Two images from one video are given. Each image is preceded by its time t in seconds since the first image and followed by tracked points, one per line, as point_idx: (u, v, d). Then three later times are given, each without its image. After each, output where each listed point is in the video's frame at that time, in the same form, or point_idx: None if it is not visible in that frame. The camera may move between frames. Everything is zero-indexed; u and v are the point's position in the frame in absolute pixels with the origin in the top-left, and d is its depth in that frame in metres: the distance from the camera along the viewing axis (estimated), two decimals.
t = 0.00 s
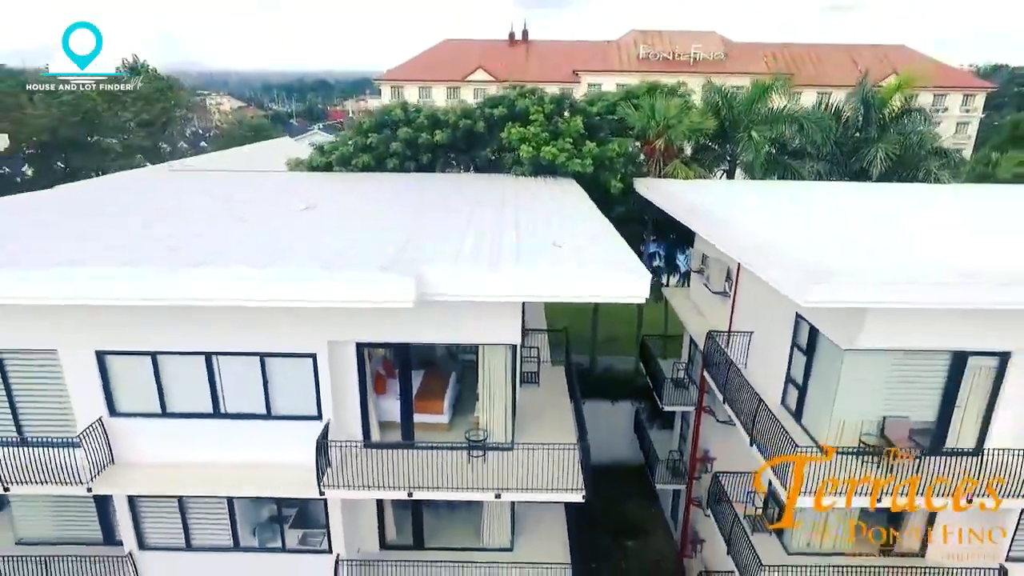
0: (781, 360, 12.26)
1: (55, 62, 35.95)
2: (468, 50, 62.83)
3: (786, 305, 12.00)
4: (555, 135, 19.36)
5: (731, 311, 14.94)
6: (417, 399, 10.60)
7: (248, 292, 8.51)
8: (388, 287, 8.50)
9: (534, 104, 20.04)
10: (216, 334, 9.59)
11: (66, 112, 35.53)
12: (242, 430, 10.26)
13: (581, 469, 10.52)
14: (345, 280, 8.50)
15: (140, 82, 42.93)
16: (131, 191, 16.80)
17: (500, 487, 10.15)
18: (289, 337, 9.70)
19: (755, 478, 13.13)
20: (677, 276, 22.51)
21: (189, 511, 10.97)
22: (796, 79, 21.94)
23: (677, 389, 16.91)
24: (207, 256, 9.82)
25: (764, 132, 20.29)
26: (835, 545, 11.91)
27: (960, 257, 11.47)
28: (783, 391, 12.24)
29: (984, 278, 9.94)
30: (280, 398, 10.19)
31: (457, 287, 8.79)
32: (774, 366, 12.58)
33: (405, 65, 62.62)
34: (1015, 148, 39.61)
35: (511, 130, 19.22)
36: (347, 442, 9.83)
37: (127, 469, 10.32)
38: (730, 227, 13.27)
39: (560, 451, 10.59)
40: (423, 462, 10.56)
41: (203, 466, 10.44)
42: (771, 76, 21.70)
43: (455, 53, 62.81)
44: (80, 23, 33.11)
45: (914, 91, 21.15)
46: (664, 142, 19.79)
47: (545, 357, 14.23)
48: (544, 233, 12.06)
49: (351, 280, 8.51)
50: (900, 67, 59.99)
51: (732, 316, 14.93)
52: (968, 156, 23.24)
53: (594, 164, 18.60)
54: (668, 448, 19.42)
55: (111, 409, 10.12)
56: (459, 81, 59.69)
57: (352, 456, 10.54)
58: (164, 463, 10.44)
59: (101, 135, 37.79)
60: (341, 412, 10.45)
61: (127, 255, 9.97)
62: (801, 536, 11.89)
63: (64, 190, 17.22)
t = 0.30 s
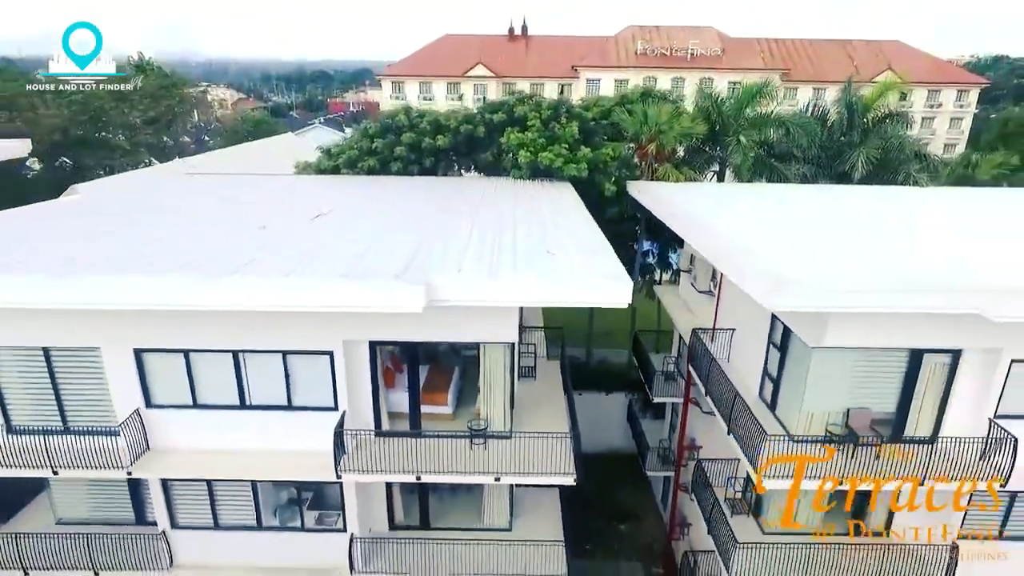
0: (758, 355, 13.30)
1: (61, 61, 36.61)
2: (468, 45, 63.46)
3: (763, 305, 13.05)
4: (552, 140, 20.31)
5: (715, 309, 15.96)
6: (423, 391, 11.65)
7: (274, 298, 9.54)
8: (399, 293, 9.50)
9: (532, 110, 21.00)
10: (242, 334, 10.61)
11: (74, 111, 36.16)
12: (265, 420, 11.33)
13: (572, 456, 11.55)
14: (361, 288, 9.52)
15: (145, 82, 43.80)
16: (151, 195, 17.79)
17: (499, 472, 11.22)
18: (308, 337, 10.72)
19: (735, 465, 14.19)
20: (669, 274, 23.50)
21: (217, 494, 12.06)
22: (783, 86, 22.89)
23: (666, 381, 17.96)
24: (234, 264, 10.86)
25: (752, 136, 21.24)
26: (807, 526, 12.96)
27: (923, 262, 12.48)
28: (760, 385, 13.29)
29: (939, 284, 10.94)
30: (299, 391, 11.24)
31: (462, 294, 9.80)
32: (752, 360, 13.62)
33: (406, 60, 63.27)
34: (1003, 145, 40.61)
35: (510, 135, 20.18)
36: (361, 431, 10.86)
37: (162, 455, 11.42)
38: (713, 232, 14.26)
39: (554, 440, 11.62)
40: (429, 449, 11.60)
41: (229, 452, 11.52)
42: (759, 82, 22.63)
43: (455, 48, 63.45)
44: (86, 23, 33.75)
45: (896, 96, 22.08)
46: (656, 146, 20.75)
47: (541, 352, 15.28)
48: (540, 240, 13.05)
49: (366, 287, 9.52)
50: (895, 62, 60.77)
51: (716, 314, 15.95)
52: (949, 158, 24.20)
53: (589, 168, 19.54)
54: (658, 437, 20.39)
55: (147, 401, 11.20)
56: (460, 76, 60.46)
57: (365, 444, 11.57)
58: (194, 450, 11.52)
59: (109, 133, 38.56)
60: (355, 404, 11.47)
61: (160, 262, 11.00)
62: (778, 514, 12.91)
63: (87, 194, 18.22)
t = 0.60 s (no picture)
0: (737, 348, 14.36)
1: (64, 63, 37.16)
2: (467, 39, 64.04)
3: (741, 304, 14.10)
4: (549, 143, 21.27)
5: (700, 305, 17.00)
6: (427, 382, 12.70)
7: (296, 300, 10.60)
8: (408, 296, 10.55)
9: (530, 113, 21.95)
10: (265, 331, 11.67)
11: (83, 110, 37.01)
12: (285, 409, 12.44)
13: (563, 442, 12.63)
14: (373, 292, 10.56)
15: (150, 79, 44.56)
16: (166, 195, 18.77)
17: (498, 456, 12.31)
18: (324, 334, 11.80)
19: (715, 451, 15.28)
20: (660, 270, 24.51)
21: (240, 476, 13.19)
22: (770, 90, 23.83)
23: (656, 372, 19.04)
24: (257, 266, 11.90)
25: (739, 139, 22.24)
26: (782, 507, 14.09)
27: (889, 265, 13.55)
28: (738, 377, 14.35)
29: (899, 287, 12.00)
30: (316, 383, 12.34)
31: (464, 296, 10.85)
32: (732, 354, 14.69)
33: (406, 54, 63.87)
34: (991, 141, 41.55)
35: (509, 139, 21.14)
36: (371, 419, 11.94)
37: (190, 441, 12.52)
38: (697, 236, 15.32)
39: (547, 427, 12.72)
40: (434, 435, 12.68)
41: (252, 438, 12.62)
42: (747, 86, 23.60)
43: (454, 42, 64.03)
44: (90, 25, 34.46)
45: (878, 100, 23.08)
46: (648, 149, 21.73)
47: (537, 346, 16.35)
48: (536, 243, 14.12)
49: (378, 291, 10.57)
50: (890, 57, 61.47)
51: (701, 310, 16.99)
52: (931, 158, 25.18)
53: (583, 170, 20.51)
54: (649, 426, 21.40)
55: (177, 392, 12.29)
56: (460, 70, 61.13)
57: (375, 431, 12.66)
58: (220, 436, 12.63)
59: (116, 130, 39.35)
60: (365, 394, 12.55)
61: (188, 265, 12.04)
62: (755, 496, 14.07)
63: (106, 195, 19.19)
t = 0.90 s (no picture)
0: (716, 341, 15.49)
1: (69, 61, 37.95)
2: (466, 32, 64.61)
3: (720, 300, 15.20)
4: (544, 144, 22.22)
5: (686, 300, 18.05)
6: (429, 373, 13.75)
7: (310, 299, 11.66)
8: (413, 297, 11.60)
9: (526, 116, 22.92)
10: (281, 327, 12.73)
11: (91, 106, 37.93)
12: (300, 397, 13.55)
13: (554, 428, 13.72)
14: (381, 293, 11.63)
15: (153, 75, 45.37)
16: (180, 195, 19.75)
17: (495, 441, 13.45)
18: (335, 330, 12.86)
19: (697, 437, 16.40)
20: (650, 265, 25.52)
21: (258, 459, 14.30)
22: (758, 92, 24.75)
23: (645, 362, 20.14)
24: (273, 268, 12.95)
25: (727, 140, 23.19)
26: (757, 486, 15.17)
27: (859, 266, 14.58)
28: (718, 367, 15.44)
29: (864, 287, 13.03)
30: (327, 373, 13.43)
31: (464, 296, 11.90)
32: (712, 345, 15.77)
33: (406, 47, 64.46)
34: (979, 137, 42.44)
35: (506, 140, 22.12)
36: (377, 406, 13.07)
37: (212, 426, 13.62)
38: (682, 236, 16.33)
39: (541, 415, 13.80)
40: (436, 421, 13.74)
41: (269, 424, 13.72)
42: (736, 87, 24.51)
43: (454, 35, 64.60)
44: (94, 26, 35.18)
45: (861, 102, 24.00)
46: (640, 149, 22.75)
47: (532, 338, 17.43)
48: (530, 244, 15.14)
49: (385, 292, 11.64)
50: (886, 50, 62.09)
51: (687, 304, 18.02)
52: (914, 156, 26.09)
53: (577, 170, 21.48)
54: (640, 414, 22.48)
55: (200, 381, 13.38)
56: (460, 64, 61.74)
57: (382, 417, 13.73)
58: (240, 423, 13.72)
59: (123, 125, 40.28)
60: (372, 384, 13.59)
61: (209, 266, 13.08)
62: (733, 478, 15.18)
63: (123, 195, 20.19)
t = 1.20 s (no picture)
0: (699, 333, 16.52)
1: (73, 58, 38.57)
2: (466, 25, 65.12)
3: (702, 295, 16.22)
4: (541, 144, 23.12)
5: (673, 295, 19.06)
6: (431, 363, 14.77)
7: (322, 296, 12.67)
8: (416, 294, 12.61)
9: (523, 117, 23.85)
10: (294, 321, 13.74)
11: (99, 103, 38.78)
12: (311, 385, 14.61)
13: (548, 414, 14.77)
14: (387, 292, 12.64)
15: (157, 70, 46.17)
16: (193, 194, 20.74)
17: (493, 426, 14.51)
18: (344, 324, 13.89)
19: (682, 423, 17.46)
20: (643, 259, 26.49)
21: (272, 443, 15.40)
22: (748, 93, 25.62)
23: (636, 353, 21.17)
24: (286, 266, 13.95)
25: (716, 139, 24.09)
26: (737, 469, 16.24)
27: (833, 264, 15.57)
28: (701, 358, 16.47)
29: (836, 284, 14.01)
30: (336, 363, 14.48)
31: (464, 294, 12.90)
32: (696, 337, 16.80)
33: (406, 40, 65.03)
34: (969, 132, 43.23)
35: (504, 140, 23.04)
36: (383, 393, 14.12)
37: (230, 412, 14.68)
38: (669, 234, 17.32)
39: (535, 402, 14.85)
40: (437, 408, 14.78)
41: (283, 411, 14.79)
42: (726, 88, 25.37)
43: (453, 29, 65.14)
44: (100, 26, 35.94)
45: (847, 102, 24.86)
46: (632, 149, 23.49)
47: (528, 331, 18.47)
48: (525, 242, 16.12)
49: (391, 290, 12.65)
50: (881, 43, 62.65)
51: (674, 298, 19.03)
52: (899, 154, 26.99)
53: (572, 169, 22.44)
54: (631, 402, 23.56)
55: (220, 371, 14.43)
56: (459, 57, 62.32)
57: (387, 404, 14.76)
58: (255, 409, 14.78)
59: (129, 120, 41.13)
60: (379, 373, 14.62)
61: (227, 264, 14.08)
62: (715, 461, 16.23)
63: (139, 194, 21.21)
